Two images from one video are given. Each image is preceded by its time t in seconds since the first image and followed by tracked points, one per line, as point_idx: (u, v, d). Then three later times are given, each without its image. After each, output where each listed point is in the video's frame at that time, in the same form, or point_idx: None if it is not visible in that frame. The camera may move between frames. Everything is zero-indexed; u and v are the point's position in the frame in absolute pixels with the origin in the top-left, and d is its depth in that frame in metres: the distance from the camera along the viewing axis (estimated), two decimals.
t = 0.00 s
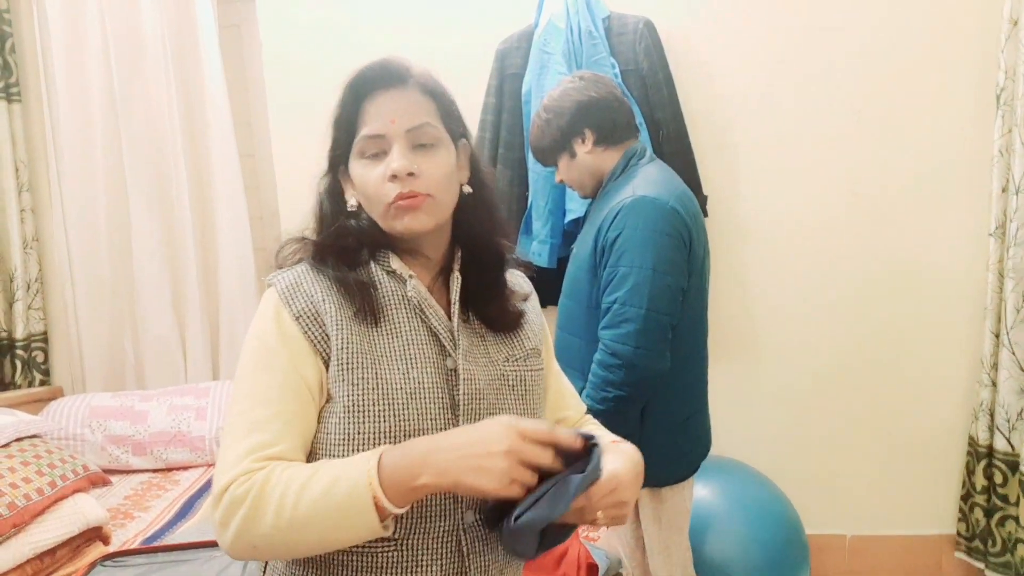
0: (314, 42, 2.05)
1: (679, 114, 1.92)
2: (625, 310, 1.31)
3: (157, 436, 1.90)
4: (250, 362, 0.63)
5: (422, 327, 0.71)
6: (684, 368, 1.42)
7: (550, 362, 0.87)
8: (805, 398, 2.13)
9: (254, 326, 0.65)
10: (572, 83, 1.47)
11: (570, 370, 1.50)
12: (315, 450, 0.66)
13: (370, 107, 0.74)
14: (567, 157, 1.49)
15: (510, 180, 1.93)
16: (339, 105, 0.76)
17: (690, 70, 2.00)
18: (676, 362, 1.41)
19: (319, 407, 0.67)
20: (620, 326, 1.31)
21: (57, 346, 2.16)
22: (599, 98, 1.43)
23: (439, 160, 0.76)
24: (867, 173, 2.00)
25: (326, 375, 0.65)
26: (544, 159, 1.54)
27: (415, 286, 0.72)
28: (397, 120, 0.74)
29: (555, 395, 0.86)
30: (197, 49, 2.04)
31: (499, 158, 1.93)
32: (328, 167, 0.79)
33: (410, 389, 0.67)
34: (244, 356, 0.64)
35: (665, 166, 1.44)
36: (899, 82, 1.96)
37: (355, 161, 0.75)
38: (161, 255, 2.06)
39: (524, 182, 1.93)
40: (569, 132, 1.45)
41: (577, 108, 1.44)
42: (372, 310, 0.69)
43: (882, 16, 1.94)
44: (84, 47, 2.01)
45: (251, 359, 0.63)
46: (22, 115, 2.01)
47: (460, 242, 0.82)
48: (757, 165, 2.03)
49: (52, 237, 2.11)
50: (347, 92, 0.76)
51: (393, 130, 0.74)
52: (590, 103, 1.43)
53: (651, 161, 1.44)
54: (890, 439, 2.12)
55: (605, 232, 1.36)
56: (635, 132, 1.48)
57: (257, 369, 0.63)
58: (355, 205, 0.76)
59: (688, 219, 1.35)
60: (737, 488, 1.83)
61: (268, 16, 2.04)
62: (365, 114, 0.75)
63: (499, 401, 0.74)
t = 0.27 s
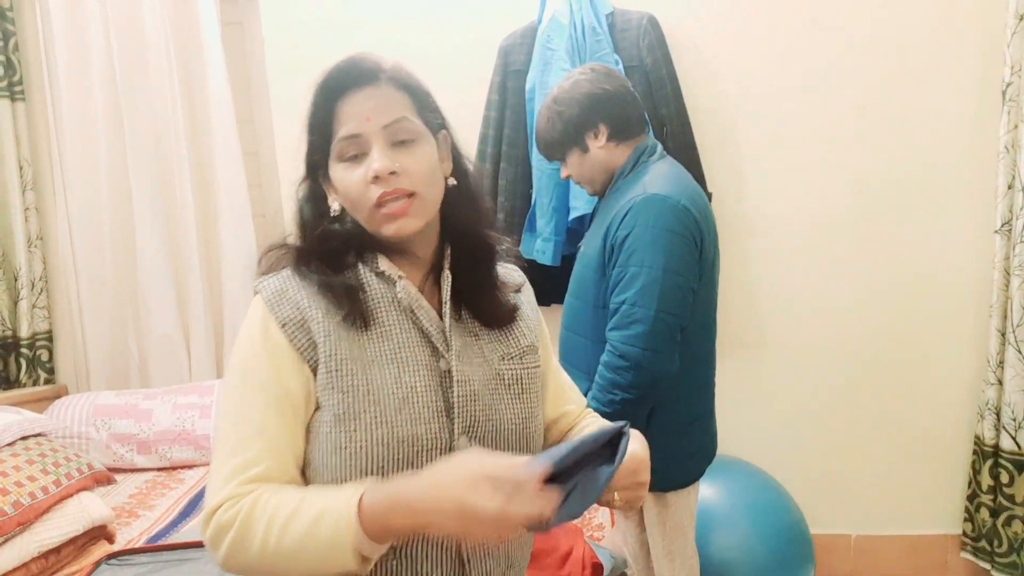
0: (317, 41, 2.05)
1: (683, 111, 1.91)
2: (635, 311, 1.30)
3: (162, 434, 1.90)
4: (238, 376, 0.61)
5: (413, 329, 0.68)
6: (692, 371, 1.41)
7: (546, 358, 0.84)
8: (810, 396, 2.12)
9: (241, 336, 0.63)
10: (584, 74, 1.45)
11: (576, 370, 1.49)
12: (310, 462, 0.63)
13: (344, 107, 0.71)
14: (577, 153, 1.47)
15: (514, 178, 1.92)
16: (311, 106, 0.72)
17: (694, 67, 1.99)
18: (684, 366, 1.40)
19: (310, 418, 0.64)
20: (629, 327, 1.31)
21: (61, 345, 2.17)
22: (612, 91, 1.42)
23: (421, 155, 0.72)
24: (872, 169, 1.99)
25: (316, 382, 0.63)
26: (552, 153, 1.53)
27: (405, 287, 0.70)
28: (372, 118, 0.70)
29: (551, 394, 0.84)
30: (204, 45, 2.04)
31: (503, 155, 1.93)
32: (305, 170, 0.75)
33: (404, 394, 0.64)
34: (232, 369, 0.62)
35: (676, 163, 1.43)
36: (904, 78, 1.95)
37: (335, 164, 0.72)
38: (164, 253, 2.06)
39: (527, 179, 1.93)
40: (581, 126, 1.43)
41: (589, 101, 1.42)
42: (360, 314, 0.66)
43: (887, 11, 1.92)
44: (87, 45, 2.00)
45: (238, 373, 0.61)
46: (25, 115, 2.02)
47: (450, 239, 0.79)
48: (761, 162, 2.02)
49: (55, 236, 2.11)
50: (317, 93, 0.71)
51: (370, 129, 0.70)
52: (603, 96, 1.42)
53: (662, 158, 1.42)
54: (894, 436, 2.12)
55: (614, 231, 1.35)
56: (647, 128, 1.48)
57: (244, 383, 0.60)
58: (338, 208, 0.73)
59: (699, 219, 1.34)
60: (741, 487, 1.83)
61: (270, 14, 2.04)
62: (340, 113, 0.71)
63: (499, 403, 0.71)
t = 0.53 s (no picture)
0: (320, 48, 2.06)
1: (684, 118, 1.91)
2: (641, 322, 1.29)
3: (163, 440, 1.90)
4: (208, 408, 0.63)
5: (393, 350, 0.68)
6: (697, 384, 1.41)
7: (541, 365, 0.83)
8: (811, 403, 2.12)
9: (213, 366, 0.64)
10: (595, 78, 1.45)
11: (581, 379, 1.48)
12: (291, 481, 0.65)
13: (317, 114, 0.70)
14: (586, 158, 1.46)
15: (515, 185, 1.93)
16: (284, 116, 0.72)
17: (695, 74, 2.00)
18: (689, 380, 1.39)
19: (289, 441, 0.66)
20: (635, 338, 1.30)
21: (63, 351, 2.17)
22: (625, 97, 1.42)
23: (401, 161, 0.71)
24: (872, 177, 2.00)
25: (291, 410, 0.64)
26: (557, 158, 1.51)
27: (386, 305, 0.69)
28: (347, 124, 0.70)
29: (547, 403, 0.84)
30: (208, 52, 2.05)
31: (505, 162, 1.94)
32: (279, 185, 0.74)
33: (380, 420, 0.65)
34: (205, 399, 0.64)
35: (684, 171, 1.42)
36: (904, 86, 1.96)
37: (312, 173, 0.71)
38: (167, 259, 2.07)
39: (529, 186, 1.93)
40: (593, 131, 1.43)
41: (601, 107, 1.41)
42: (338, 335, 0.66)
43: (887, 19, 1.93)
44: (91, 53, 2.01)
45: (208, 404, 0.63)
46: (28, 121, 2.02)
47: (434, 249, 0.78)
48: (762, 170, 2.03)
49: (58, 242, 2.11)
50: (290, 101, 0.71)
51: (344, 135, 0.69)
52: (613, 98, 1.42)
53: (671, 166, 1.42)
54: (895, 443, 2.11)
55: (621, 241, 1.34)
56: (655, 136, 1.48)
57: (213, 418, 0.62)
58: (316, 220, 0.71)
59: (707, 229, 1.34)
60: (742, 494, 1.82)
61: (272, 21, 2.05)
62: (313, 120, 0.70)
63: (485, 421, 0.70)
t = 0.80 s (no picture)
0: (319, 43, 2.06)
1: (681, 116, 1.92)
2: (642, 325, 1.28)
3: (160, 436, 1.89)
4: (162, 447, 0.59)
5: (369, 367, 0.68)
6: (701, 388, 1.41)
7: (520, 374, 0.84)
8: (806, 401, 2.13)
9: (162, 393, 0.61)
10: (615, 66, 1.39)
11: (579, 377, 1.48)
12: (268, 515, 0.63)
13: (258, 115, 0.67)
14: (598, 148, 1.41)
15: (513, 181, 1.93)
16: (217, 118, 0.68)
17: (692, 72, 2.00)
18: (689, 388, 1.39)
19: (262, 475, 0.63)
20: (635, 341, 1.29)
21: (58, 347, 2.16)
22: (646, 90, 1.37)
23: (353, 161, 0.70)
24: (868, 175, 2.00)
25: (265, 444, 0.62)
26: (562, 143, 1.45)
27: (356, 319, 0.68)
28: (291, 124, 0.67)
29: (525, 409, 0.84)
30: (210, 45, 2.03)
31: (502, 159, 1.94)
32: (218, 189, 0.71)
33: (364, 443, 0.65)
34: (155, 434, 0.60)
35: (689, 170, 1.40)
36: (901, 85, 1.96)
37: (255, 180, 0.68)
38: (164, 254, 2.06)
39: (527, 183, 1.93)
40: (612, 122, 1.37)
41: (622, 97, 1.35)
42: (308, 360, 0.65)
43: (884, 18, 1.94)
44: (87, 47, 2.00)
45: (164, 438, 0.59)
46: (24, 115, 2.01)
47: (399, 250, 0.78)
48: (759, 168, 2.03)
49: (54, 237, 2.11)
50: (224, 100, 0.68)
51: (289, 137, 0.67)
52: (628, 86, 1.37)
53: (677, 164, 1.39)
54: (890, 441, 2.12)
55: (624, 241, 1.33)
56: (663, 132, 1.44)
57: (172, 455, 0.59)
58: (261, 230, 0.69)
59: (710, 230, 1.32)
60: (737, 491, 1.83)
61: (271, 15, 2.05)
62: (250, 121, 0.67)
63: (474, 433, 0.72)
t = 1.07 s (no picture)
0: (311, 45, 2.06)
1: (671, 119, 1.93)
2: (643, 329, 1.29)
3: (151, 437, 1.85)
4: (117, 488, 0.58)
5: (343, 396, 0.69)
6: (696, 391, 1.43)
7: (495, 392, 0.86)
8: (794, 402, 2.15)
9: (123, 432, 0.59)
10: (619, 67, 1.39)
11: (572, 381, 1.47)
12: (240, 554, 0.63)
13: (212, 134, 0.66)
14: (604, 150, 1.39)
15: (504, 184, 1.94)
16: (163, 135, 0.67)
17: (682, 75, 2.02)
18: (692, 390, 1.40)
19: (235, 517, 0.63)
20: (636, 345, 1.29)
21: (47, 349, 2.15)
22: (649, 93, 1.38)
23: (313, 183, 0.70)
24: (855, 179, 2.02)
25: (236, 483, 0.62)
26: (563, 144, 1.43)
27: (325, 344, 0.69)
28: (247, 146, 0.67)
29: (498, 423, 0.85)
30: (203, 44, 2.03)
31: (494, 161, 1.94)
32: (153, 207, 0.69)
33: (344, 474, 0.66)
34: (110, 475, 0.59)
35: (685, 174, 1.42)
36: (888, 89, 1.98)
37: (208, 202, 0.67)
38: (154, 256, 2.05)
39: (518, 185, 1.94)
40: (619, 122, 1.36)
41: (628, 98, 1.36)
42: (276, 394, 0.65)
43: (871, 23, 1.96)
44: (76, 47, 1.99)
45: (123, 475, 0.58)
46: (13, 116, 2.01)
47: (367, 271, 0.79)
48: (748, 171, 2.05)
49: (42, 238, 2.10)
50: (174, 115, 0.67)
51: (245, 160, 0.67)
52: (632, 89, 1.37)
53: (674, 168, 1.41)
54: (877, 442, 2.14)
55: (623, 245, 1.33)
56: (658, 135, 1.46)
57: (129, 502, 0.57)
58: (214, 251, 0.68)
59: (709, 234, 1.34)
60: (726, 492, 1.84)
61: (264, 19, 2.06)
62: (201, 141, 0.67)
63: (460, 455, 0.74)
